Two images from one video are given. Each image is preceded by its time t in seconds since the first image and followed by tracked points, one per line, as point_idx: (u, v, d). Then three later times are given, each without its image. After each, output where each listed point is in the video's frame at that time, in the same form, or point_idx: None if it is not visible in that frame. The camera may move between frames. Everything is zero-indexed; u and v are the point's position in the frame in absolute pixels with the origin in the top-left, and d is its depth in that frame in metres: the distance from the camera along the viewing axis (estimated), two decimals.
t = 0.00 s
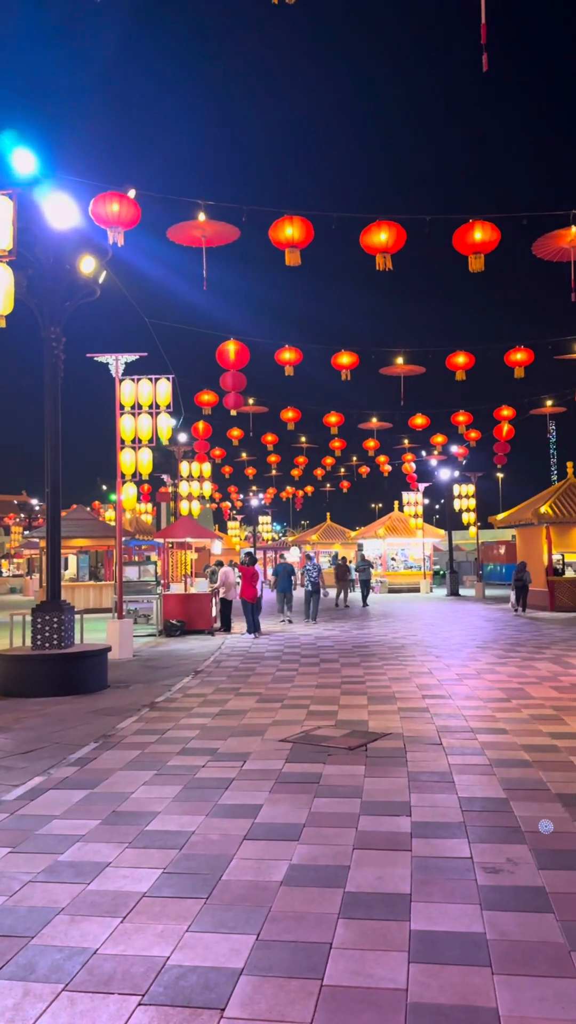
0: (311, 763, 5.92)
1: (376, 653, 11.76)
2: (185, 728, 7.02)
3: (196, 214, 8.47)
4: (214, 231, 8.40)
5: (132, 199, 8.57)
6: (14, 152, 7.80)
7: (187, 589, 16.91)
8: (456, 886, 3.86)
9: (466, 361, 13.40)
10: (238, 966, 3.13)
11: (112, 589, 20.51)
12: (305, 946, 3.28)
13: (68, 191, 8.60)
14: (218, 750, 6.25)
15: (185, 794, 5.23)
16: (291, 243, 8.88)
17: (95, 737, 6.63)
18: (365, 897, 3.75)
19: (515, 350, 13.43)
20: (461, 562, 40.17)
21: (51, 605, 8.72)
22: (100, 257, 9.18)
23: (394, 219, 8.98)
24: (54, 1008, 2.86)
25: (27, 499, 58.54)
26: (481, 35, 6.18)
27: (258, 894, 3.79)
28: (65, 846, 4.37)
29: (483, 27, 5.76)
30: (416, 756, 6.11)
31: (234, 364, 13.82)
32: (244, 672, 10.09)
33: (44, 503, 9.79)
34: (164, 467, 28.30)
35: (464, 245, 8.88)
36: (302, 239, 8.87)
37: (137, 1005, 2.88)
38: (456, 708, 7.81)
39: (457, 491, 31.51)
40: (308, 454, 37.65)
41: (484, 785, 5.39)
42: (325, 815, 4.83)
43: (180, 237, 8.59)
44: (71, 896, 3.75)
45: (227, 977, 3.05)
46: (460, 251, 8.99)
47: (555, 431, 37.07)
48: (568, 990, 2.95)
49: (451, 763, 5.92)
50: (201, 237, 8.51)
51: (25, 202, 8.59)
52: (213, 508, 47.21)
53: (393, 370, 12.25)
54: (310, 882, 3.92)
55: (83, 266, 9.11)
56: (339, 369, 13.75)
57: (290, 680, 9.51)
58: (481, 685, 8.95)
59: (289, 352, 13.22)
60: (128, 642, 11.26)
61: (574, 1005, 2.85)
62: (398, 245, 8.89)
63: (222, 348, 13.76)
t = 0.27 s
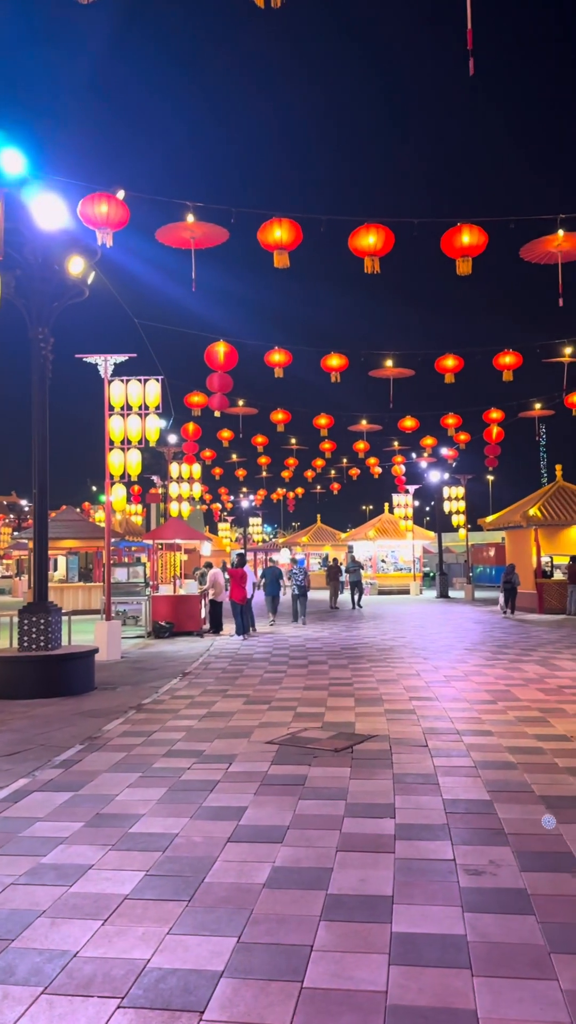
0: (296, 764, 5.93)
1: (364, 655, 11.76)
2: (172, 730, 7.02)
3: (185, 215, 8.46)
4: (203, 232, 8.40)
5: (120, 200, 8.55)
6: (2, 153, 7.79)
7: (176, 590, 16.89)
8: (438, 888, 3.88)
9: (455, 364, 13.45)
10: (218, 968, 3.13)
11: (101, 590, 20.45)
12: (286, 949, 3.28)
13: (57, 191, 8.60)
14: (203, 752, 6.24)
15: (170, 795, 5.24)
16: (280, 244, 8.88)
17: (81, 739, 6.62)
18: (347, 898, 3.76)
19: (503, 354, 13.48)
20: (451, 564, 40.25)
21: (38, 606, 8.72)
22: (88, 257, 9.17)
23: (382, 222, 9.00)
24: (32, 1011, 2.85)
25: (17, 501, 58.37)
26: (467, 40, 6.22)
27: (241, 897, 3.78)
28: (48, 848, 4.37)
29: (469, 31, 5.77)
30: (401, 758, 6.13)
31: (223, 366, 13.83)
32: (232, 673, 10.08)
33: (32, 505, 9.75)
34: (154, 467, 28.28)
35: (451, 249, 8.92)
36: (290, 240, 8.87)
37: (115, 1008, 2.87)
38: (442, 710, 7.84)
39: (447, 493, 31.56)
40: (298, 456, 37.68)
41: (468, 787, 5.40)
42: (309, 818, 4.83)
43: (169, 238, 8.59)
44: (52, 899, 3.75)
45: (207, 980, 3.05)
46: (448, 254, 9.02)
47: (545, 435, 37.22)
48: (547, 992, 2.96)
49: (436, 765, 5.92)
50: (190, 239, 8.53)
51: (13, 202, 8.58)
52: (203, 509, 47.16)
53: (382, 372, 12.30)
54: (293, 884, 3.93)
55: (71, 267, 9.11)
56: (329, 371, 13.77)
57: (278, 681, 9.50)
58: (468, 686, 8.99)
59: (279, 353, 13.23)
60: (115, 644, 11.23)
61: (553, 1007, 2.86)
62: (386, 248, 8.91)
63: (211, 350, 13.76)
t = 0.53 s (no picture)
0: (282, 767, 5.92)
1: (353, 656, 11.78)
2: (158, 732, 7.00)
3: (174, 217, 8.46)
4: (192, 234, 8.41)
5: (109, 201, 8.55)
6: None
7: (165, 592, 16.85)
8: (420, 890, 3.88)
9: (444, 367, 13.49)
10: (198, 970, 3.13)
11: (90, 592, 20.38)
12: (266, 950, 3.28)
13: (45, 191, 8.59)
14: (189, 754, 6.24)
15: (155, 798, 5.22)
16: (268, 247, 8.89)
17: (66, 741, 6.60)
18: (329, 900, 3.76)
19: (492, 356, 13.53)
20: (441, 565, 40.31)
21: (25, 608, 8.69)
22: (77, 258, 9.16)
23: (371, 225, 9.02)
24: (11, 1014, 2.85)
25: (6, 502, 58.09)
26: (453, 44, 6.23)
27: (223, 899, 3.78)
28: (31, 851, 4.35)
29: (454, 36, 5.79)
30: (387, 760, 6.13)
31: (212, 367, 13.83)
32: (221, 675, 10.08)
33: (19, 506, 9.71)
34: (144, 468, 28.28)
35: (439, 252, 8.95)
36: (278, 242, 8.88)
37: (95, 1011, 2.87)
38: (429, 711, 7.85)
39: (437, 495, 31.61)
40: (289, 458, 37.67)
41: (453, 789, 5.41)
42: (293, 820, 4.83)
43: (158, 239, 8.58)
44: (34, 901, 3.74)
45: (186, 981, 3.05)
46: (436, 257, 9.05)
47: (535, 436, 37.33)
48: (526, 993, 2.97)
49: (422, 766, 5.93)
50: (179, 241, 8.53)
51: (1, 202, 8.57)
52: (194, 511, 47.07)
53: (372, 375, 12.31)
54: (275, 886, 3.93)
55: (59, 267, 9.10)
56: (319, 373, 13.78)
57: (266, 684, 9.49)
58: (455, 688, 9.00)
59: (269, 356, 13.24)
60: (103, 646, 11.20)
61: (531, 1007, 2.88)
62: (375, 250, 8.93)
63: (200, 351, 13.76)
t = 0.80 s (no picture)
0: (268, 769, 5.91)
1: (342, 658, 11.78)
2: (145, 734, 6.98)
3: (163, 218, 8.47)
4: (182, 235, 8.43)
5: (98, 201, 8.54)
6: None
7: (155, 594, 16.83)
8: (403, 892, 3.88)
9: (434, 369, 13.51)
10: (179, 973, 3.12)
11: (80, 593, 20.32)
12: (247, 953, 3.28)
13: (35, 192, 8.59)
14: (176, 756, 6.23)
15: (140, 800, 5.20)
16: (257, 249, 8.89)
17: (52, 743, 6.57)
18: (312, 903, 3.75)
19: (482, 359, 13.56)
20: (432, 567, 40.38)
21: (13, 609, 8.65)
22: (66, 258, 9.15)
23: (360, 228, 9.04)
24: None
25: None
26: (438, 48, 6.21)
27: (205, 900, 3.77)
28: (14, 853, 4.33)
29: (439, 38, 5.78)
30: (374, 762, 6.13)
31: (202, 368, 13.82)
32: (209, 677, 10.08)
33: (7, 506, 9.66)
34: (135, 469, 28.25)
35: (428, 255, 8.97)
36: (268, 245, 8.89)
37: (74, 1013, 2.86)
38: (417, 713, 7.86)
39: (428, 498, 31.62)
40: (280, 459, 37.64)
41: (438, 790, 5.42)
42: (278, 822, 4.82)
43: (147, 240, 8.58)
44: (15, 903, 3.73)
45: (167, 984, 3.04)
46: (425, 261, 9.07)
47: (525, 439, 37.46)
48: (506, 995, 2.98)
49: (408, 768, 5.94)
50: (168, 241, 8.52)
51: None
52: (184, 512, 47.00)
53: (361, 377, 12.32)
54: (258, 888, 3.92)
55: (49, 267, 9.09)
56: (309, 375, 13.79)
57: (255, 685, 9.47)
58: (446, 691, 9.01)
59: (260, 358, 13.23)
60: (91, 648, 11.17)
61: (511, 1010, 2.88)
62: (364, 253, 8.95)
63: (190, 352, 13.74)
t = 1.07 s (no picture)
0: (255, 771, 5.91)
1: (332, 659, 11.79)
2: (134, 736, 6.97)
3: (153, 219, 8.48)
4: (172, 237, 8.44)
5: (88, 202, 8.52)
6: None
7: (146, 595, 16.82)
8: (387, 894, 3.88)
9: (425, 371, 13.53)
10: (161, 975, 3.12)
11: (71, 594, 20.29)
12: (230, 955, 3.27)
13: (24, 192, 8.55)
14: (163, 758, 6.22)
15: (127, 802, 5.20)
16: (248, 250, 8.90)
17: (40, 745, 6.55)
18: (296, 906, 3.74)
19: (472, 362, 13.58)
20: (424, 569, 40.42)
21: (1, 610, 8.63)
22: (56, 258, 9.11)
23: (350, 230, 9.05)
24: None
25: None
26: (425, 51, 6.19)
27: (189, 903, 3.77)
28: None
29: (426, 39, 5.78)
30: (361, 763, 6.13)
31: (194, 369, 13.81)
32: (199, 679, 10.08)
33: None
34: (126, 471, 28.19)
35: (418, 257, 8.98)
36: (258, 246, 8.90)
37: (55, 1016, 2.86)
38: (406, 715, 7.86)
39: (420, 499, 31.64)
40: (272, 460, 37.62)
41: (425, 792, 5.43)
42: (264, 824, 4.82)
43: (137, 241, 8.57)
44: None
45: (148, 987, 3.03)
46: (416, 263, 9.08)
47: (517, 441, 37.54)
48: (488, 997, 2.98)
49: (395, 770, 5.95)
50: (158, 241, 8.51)
51: None
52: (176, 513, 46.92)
53: (353, 379, 12.33)
54: (242, 891, 3.91)
55: (39, 268, 9.05)
56: (300, 376, 13.79)
57: (245, 687, 9.46)
58: (436, 692, 9.03)
59: (250, 359, 13.23)
60: (81, 650, 11.14)
61: (492, 1011, 2.89)
62: (354, 255, 8.96)
63: (182, 353, 13.73)
